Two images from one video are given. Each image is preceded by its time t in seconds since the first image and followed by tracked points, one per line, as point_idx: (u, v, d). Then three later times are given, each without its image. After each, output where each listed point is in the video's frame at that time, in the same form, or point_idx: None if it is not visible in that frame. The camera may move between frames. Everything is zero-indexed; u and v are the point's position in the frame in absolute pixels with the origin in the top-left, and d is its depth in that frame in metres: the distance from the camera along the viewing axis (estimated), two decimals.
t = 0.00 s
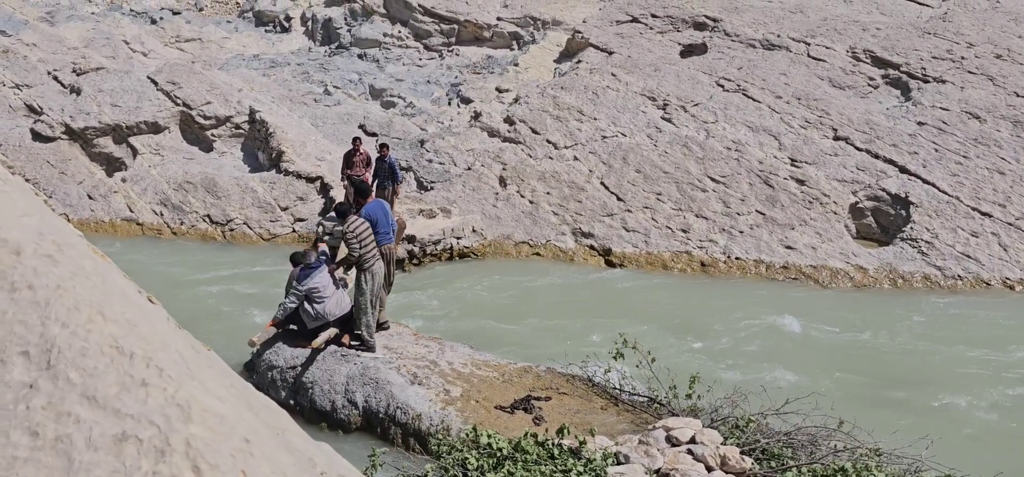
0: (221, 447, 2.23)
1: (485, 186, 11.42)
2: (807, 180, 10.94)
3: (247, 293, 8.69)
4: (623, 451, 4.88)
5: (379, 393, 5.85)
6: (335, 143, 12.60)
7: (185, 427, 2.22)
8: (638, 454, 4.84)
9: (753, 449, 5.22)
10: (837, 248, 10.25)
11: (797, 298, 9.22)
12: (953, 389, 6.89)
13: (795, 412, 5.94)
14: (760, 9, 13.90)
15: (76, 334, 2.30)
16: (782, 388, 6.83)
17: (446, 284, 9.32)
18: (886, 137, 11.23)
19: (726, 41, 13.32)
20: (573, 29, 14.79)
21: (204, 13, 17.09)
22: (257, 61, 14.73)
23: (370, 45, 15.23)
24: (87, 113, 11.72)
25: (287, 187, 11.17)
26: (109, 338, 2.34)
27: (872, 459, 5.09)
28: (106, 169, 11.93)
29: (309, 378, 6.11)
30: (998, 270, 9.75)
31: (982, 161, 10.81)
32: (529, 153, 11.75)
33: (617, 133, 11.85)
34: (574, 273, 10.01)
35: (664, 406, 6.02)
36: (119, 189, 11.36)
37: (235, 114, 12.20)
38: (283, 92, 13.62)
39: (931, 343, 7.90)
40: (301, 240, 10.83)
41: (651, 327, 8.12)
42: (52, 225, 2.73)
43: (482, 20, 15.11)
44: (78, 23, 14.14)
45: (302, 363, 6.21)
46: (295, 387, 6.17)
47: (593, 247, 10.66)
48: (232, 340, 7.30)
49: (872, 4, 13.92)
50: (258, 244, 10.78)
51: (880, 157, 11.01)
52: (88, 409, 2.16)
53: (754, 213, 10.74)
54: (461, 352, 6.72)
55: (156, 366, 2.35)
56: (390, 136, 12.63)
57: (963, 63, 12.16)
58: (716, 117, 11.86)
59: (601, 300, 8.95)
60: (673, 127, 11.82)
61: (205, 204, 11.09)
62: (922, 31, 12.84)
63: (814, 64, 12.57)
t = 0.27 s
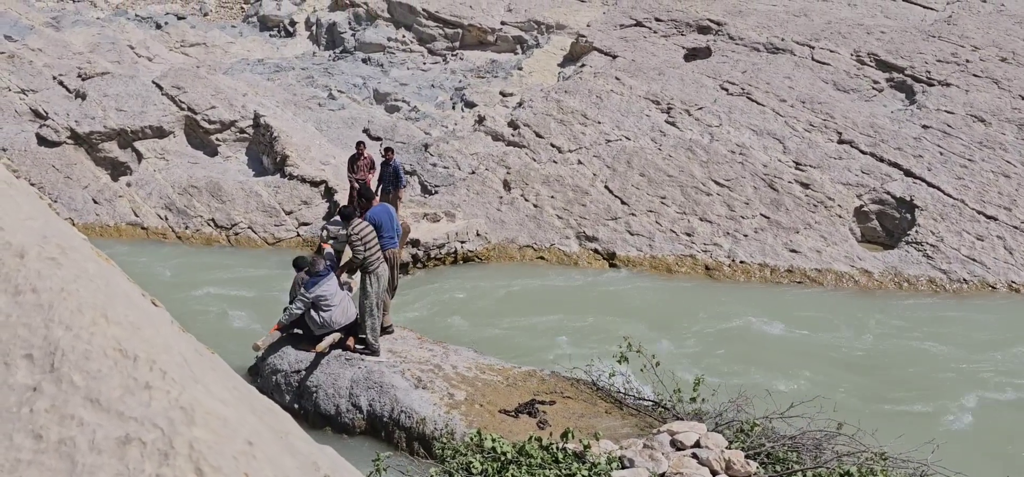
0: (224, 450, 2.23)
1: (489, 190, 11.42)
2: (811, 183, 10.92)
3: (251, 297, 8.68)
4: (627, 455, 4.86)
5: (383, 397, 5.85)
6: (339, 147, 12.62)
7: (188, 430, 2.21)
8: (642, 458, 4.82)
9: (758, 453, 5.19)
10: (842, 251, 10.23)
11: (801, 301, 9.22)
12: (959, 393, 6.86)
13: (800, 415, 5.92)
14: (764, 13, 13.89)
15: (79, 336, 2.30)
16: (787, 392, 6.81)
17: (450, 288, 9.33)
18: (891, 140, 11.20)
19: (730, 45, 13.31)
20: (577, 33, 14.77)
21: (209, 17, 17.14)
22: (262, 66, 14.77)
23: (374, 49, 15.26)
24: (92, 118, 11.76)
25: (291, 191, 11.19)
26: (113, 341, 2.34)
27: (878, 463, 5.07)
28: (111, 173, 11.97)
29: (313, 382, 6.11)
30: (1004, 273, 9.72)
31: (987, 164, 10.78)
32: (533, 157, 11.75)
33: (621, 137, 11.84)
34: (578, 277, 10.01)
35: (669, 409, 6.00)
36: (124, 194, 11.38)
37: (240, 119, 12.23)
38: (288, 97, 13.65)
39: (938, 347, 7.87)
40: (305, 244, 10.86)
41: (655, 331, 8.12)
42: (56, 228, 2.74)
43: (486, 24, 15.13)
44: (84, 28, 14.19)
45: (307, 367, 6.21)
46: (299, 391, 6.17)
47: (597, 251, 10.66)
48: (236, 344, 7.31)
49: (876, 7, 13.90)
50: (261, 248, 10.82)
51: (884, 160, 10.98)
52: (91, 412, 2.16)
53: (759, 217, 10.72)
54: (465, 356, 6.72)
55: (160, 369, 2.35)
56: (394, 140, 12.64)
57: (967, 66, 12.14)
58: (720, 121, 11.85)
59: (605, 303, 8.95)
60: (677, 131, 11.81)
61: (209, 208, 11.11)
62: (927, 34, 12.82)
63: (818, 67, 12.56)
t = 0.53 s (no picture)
0: (228, 452, 2.23)
1: (494, 194, 11.43)
2: (816, 187, 10.90)
3: (255, 301, 8.69)
4: (632, 459, 4.85)
5: (388, 401, 5.85)
6: (344, 151, 12.64)
7: (192, 432, 2.22)
8: (647, 462, 4.80)
9: (763, 457, 5.17)
10: (847, 255, 10.21)
11: (806, 304, 9.20)
12: (966, 396, 6.83)
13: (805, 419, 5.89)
14: (769, 16, 13.88)
15: (83, 339, 2.31)
16: (792, 396, 6.79)
17: (455, 292, 9.34)
18: (896, 143, 11.18)
19: (734, 48, 13.31)
20: (581, 37, 14.76)
21: (215, 22, 17.21)
22: (267, 70, 14.81)
23: (379, 54, 15.29)
24: (97, 123, 11.80)
25: (295, 195, 11.20)
26: (116, 343, 2.35)
27: (883, 467, 5.04)
28: (116, 178, 12.01)
29: (318, 386, 6.11)
30: (1009, 277, 9.69)
31: (992, 167, 10.74)
32: (537, 161, 11.75)
33: (626, 141, 11.84)
34: (583, 280, 10.01)
35: (673, 413, 5.99)
36: (129, 198, 11.41)
37: (244, 123, 12.25)
38: (292, 101, 13.68)
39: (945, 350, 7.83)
40: (310, 248, 10.84)
41: (660, 334, 8.11)
42: (61, 232, 2.75)
43: (490, 28, 15.15)
44: (90, 34, 14.26)
45: (311, 371, 6.21)
46: (304, 395, 6.17)
47: (601, 254, 10.66)
48: (239, 348, 7.29)
49: (880, 10, 13.88)
50: (267, 252, 10.81)
51: (889, 164, 10.96)
52: (95, 415, 2.16)
53: (763, 220, 10.71)
54: (469, 360, 6.72)
55: (163, 371, 2.36)
56: (399, 144, 12.66)
57: (972, 69, 12.11)
58: (724, 124, 11.83)
59: (609, 307, 8.94)
60: (682, 134, 11.80)
61: (214, 213, 11.14)
62: (932, 38, 12.80)
63: (822, 70, 12.54)
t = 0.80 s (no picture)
0: (232, 454, 2.24)
1: (498, 197, 11.43)
2: (821, 190, 10.88)
3: (258, 305, 8.70)
4: (636, 462, 4.83)
5: (392, 404, 5.85)
6: (349, 155, 12.66)
7: (196, 434, 2.23)
8: (652, 465, 4.78)
9: (769, 460, 5.14)
10: (852, 258, 10.19)
11: (810, 307, 9.19)
12: (972, 400, 6.80)
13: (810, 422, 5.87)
14: (773, 19, 13.88)
15: (88, 341, 2.32)
16: (797, 399, 6.77)
17: (459, 295, 9.35)
18: (901, 146, 11.16)
19: (738, 51, 13.30)
20: (585, 40, 14.74)
21: (220, 27, 17.28)
22: (271, 74, 14.85)
23: (383, 57, 15.32)
24: (103, 127, 11.85)
25: (300, 199, 11.22)
26: (121, 345, 2.36)
27: (889, 471, 5.02)
28: (121, 182, 12.05)
29: (323, 389, 6.12)
30: (1015, 280, 9.66)
31: (998, 170, 10.70)
32: (541, 164, 11.75)
33: (630, 144, 11.84)
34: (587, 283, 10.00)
35: (678, 417, 5.97)
36: (134, 202, 11.44)
37: (249, 127, 12.28)
38: (297, 105, 13.71)
39: (950, 353, 7.80)
40: (314, 252, 10.85)
41: (664, 337, 8.11)
42: (66, 234, 2.76)
43: (494, 32, 15.16)
44: (95, 38, 14.32)
45: (316, 374, 6.22)
46: (308, 398, 6.18)
47: (606, 258, 10.67)
48: (246, 351, 7.34)
49: (884, 13, 13.86)
50: (272, 256, 10.83)
51: (894, 166, 10.93)
52: (100, 416, 2.17)
53: (768, 223, 10.69)
54: (474, 363, 6.72)
55: (168, 373, 2.36)
56: (403, 148, 12.68)
57: (977, 71, 12.08)
58: (729, 127, 11.82)
59: (613, 310, 8.94)
60: (686, 137, 11.79)
61: (219, 216, 11.16)
62: (936, 40, 12.78)
63: (826, 73, 12.53)
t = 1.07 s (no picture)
0: (235, 455, 2.24)
1: (502, 199, 11.43)
2: (824, 191, 10.87)
3: (263, 307, 8.71)
4: (640, 465, 4.82)
5: (396, 406, 5.85)
6: (352, 157, 12.67)
7: (199, 436, 2.23)
8: (655, 467, 4.78)
9: (773, 462, 5.13)
10: (856, 259, 10.17)
11: (815, 308, 9.16)
12: (977, 402, 6.77)
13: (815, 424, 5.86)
14: (776, 20, 13.88)
15: (92, 342, 2.32)
16: (802, 401, 6.75)
17: (464, 297, 9.35)
18: (905, 147, 11.14)
19: (742, 53, 13.29)
20: (589, 42, 14.74)
21: (224, 30, 17.32)
22: (275, 77, 14.88)
23: (386, 60, 15.34)
24: (107, 130, 11.88)
25: (304, 201, 11.24)
26: (125, 347, 2.36)
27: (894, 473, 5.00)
28: (126, 185, 12.08)
29: (326, 391, 6.12)
30: (1020, 281, 9.62)
31: (1003, 171, 10.68)
32: (545, 166, 11.75)
33: (633, 146, 11.83)
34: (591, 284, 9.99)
35: (682, 419, 5.96)
36: (138, 204, 11.47)
37: (253, 129, 12.30)
38: (300, 107, 13.74)
39: (956, 355, 7.77)
40: (317, 254, 10.83)
41: (667, 338, 8.10)
42: (69, 236, 2.77)
43: (497, 34, 15.17)
44: (100, 41, 14.37)
45: (319, 376, 6.22)
46: (312, 400, 6.18)
47: (610, 259, 10.66)
48: (250, 353, 7.33)
49: (888, 14, 13.85)
50: (275, 257, 10.85)
51: (898, 168, 10.91)
52: (104, 417, 2.17)
53: (772, 225, 10.68)
54: (478, 365, 6.71)
55: (171, 375, 2.37)
56: (406, 150, 12.69)
57: (982, 72, 12.05)
58: (732, 129, 11.80)
59: (617, 311, 8.93)
60: (689, 139, 11.78)
61: (223, 219, 11.18)
62: (940, 41, 12.75)
63: (830, 74, 12.51)
